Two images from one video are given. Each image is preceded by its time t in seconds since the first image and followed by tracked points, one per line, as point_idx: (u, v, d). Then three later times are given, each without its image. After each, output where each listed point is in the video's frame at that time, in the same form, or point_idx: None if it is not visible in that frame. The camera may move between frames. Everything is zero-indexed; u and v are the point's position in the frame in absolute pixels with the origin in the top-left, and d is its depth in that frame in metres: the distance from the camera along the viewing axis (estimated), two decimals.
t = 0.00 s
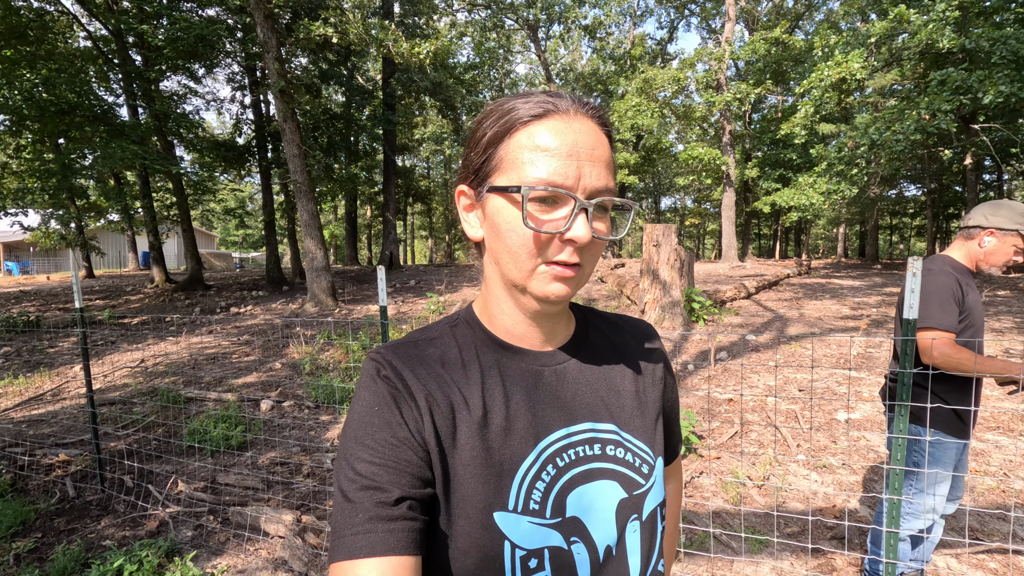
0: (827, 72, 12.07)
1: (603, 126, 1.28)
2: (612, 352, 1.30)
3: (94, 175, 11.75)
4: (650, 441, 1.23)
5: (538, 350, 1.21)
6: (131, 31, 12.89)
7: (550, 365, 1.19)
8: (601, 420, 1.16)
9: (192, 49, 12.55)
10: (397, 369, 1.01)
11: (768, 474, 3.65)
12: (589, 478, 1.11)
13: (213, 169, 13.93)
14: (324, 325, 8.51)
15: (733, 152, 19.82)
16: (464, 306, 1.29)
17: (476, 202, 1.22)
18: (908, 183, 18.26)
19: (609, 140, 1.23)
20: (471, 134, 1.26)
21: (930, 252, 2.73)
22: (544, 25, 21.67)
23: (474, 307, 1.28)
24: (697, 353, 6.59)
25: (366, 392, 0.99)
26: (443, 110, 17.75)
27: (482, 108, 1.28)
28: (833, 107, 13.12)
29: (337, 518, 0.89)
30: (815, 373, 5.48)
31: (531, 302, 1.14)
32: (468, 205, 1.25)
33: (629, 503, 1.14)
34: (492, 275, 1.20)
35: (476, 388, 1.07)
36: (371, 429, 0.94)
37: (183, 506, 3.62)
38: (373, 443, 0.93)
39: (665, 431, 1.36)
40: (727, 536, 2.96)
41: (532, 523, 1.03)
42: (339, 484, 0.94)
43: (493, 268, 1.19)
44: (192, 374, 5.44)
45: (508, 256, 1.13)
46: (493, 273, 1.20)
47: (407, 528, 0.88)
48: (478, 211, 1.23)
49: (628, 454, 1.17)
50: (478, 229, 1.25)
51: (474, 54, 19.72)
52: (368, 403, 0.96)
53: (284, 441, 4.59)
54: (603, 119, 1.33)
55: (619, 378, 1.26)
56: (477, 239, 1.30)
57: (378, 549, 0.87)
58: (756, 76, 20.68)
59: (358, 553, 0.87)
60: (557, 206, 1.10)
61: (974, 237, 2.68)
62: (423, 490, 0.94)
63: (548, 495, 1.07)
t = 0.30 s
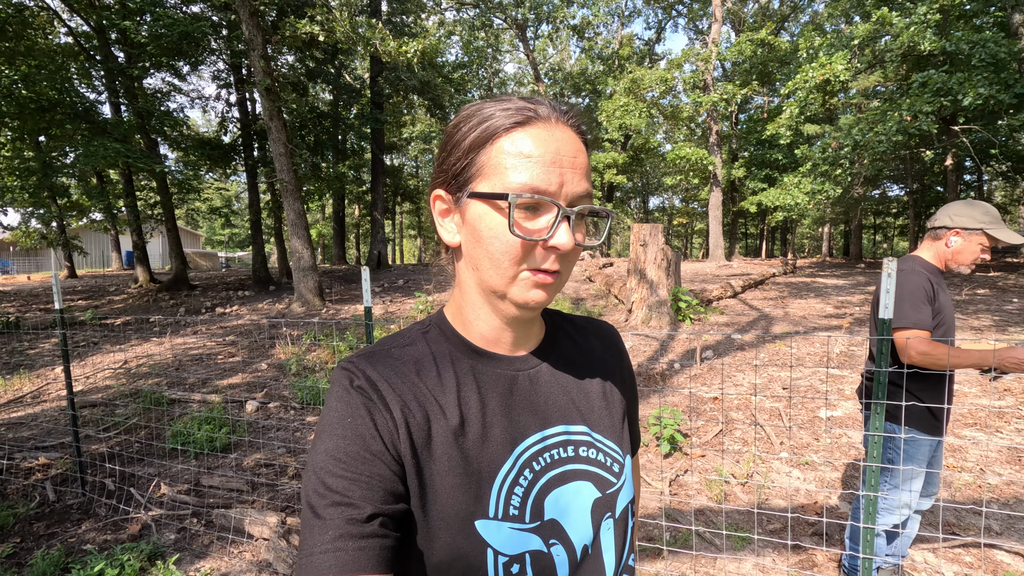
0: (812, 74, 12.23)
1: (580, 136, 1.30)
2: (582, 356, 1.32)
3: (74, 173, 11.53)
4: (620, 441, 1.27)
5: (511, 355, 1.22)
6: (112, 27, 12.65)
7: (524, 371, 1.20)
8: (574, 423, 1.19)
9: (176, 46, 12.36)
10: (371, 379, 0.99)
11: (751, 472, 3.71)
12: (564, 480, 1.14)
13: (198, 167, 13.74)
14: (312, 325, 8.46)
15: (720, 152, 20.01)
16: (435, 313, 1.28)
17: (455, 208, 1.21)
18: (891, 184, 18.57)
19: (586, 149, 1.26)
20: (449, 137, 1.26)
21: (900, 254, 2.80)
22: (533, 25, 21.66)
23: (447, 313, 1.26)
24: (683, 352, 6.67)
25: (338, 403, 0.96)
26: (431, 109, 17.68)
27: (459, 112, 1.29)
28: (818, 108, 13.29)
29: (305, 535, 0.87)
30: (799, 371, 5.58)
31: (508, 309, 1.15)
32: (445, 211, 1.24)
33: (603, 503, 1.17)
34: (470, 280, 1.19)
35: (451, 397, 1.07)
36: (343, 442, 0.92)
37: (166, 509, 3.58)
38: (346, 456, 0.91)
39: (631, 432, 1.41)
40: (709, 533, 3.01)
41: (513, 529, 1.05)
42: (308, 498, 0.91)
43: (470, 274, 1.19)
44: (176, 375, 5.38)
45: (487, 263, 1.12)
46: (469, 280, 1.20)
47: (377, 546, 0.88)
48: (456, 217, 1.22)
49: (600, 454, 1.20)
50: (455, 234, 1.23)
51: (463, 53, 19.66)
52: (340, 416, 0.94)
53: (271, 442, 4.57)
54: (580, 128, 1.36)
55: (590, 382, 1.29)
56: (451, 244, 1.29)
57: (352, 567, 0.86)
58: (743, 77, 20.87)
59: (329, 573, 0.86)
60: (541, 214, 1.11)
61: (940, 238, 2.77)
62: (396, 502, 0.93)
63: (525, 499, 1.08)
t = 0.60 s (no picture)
0: (797, 74, 12.37)
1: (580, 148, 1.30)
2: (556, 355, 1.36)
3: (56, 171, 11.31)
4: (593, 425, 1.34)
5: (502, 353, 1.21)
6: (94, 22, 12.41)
7: (516, 369, 1.20)
8: (558, 414, 1.23)
9: (161, 42, 12.17)
10: (379, 383, 0.92)
11: (737, 467, 3.77)
12: (558, 466, 1.17)
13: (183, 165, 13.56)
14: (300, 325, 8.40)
15: (707, 151, 20.17)
16: (425, 312, 1.20)
17: (465, 210, 1.13)
18: (874, 183, 18.88)
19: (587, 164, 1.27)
20: (456, 136, 1.18)
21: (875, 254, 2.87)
22: (521, 23, 21.63)
23: (439, 312, 1.20)
24: (671, 350, 6.73)
25: (344, 410, 0.87)
26: (420, 108, 17.63)
27: (468, 111, 1.21)
28: (803, 108, 13.46)
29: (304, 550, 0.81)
30: (784, 368, 5.67)
31: (513, 312, 1.13)
32: (452, 210, 1.14)
33: (590, 485, 1.22)
34: (471, 282, 1.14)
35: (457, 399, 1.03)
36: (353, 452, 0.84)
37: (154, 510, 3.55)
38: (357, 467, 0.84)
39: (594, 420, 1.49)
40: (697, 527, 3.06)
41: (524, 518, 1.05)
42: (308, 509, 0.84)
43: (476, 275, 1.12)
44: (162, 375, 5.32)
45: (500, 265, 1.08)
46: (473, 281, 1.14)
47: (381, 560, 0.83)
48: (465, 219, 1.13)
49: (580, 439, 1.25)
50: (460, 232, 1.14)
51: (451, 51, 19.59)
52: (347, 424, 0.86)
53: (260, 442, 4.54)
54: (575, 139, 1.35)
55: (565, 378, 1.34)
56: (449, 243, 1.20)
57: None
58: (730, 77, 21.04)
59: None
60: (560, 224, 1.07)
61: (913, 237, 2.85)
62: (402, 513, 0.88)
63: (531, 490, 1.09)
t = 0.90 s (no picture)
0: (782, 74, 12.52)
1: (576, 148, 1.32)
2: (539, 349, 1.38)
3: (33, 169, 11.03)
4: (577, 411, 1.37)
5: (500, 347, 1.21)
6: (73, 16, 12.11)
7: (514, 362, 1.20)
8: (552, 404, 1.24)
9: (143, 37, 11.93)
10: (394, 381, 0.91)
11: (724, 462, 3.83)
12: (553, 454, 1.18)
13: (166, 163, 13.34)
14: (286, 324, 8.30)
15: (693, 150, 20.32)
16: (424, 307, 1.17)
17: (476, 210, 1.10)
18: (856, 183, 19.21)
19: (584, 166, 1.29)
20: (463, 133, 1.15)
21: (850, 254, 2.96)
22: (508, 21, 21.57)
23: (439, 307, 1.18)
24: (658, 347, 6.80)
25: (361, 408, 0.86)
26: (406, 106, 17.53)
27: (475, 109, 1.18)
28: (786, 107, 13.61)
29: (321, 550, 0.80)
30: (770, 364, 5.76)
31: (519, 309, 1.14)
32: (462, 209, 1.11)
33: (581, 469, 1.25)
34: (476, 278, 1.13)
35: (466, 394, 1.03)
36: (372, 449, 0.84)
37: (141, 511, 3.51)
38: (375, 465, 0.83)
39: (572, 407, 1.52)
40: (685, 521, 3.11)
41: (533, 503, 1.07)
42: (324, 505, 0.83)
43: (483, 272, 1.11)
44: (147, 375, 5.25)
45: (512, 264, 1.08)
46: (480, 278, 1.12)
47: (399, 556, 0.83)
48: (476, 218, 1.10)
49: (571, 427, 1.27)
50: (466, 231, 1.12)
51: (438, 49, 19.49)
52: (365, 422, 0.85)
53: (247, 442, 4.51)
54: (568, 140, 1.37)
55: (552, 372, 1.36)
56: (454, 240, 1.17)
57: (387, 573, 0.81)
58: (715, 77, 21.21)
59: None
60: (570, 225, 1.09)
61: (885, 235, 2.94)
62: (419, 508, 0.88)
63: (535, 477, 1.10)
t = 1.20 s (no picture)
0: (767, 73, 12.63)
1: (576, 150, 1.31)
2: (534, 349, 1.36)
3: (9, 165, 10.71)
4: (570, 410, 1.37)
5: (497, 347, 1.20)
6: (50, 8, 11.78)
7: (510, 361, 1.19)
8: (546, 404, 1.24)
9: (123, 31, 11.67)
10: (393, 381, 0.90)
11: (713, 457, 3.87)
12: (548, 454, 1.17)
13: (149, 160, 13.08)
14: (272, 323, 8.20)
15: (680, 149, 20.46)
16: (421, 305, 1.15)
17: (478, 209, 1.09)
18: (839, 182, 19.50)
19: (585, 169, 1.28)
20: (466, 131, 1.13)
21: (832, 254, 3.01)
22: (495, 19, 21.49)
23: (436, 306, 1.16)
24: (647, 344, 6.85)
25: (360, 408, 0.85)
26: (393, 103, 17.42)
27: (478, 107, 1.16)
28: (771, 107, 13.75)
29: (321, 550, 0.78)
30: (756, 361, 5.83)
31: (518, 309, 1.13)
32: (465, 208, 1.09)
33: (575, 468, 1.24)
34: (475, 278, 1.12)
35: (464, 394, 1.02)
36: (372, 450, 0.83)
37: (127, 513, 3.44)
38: (375, 465, 0.82)
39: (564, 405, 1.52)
40: (675, 517, 3.13)
41: (529, 502, 1.07)
42: (323, 507, 0.82)
43: (484, 272, 1.10)
44: (131, 375, 5.15)
45: (513, 264, 1.07)
46: (480, 278, 1.11)
47: (399, 557, 0.82)
48: (478, 217, 1.09)
49: (565, 426, 1.27)
50: (467, 231, 1.10)
51: (425, 46, 19.37)
52: (365, 421, 0.84)
53: (235, 443, 4.45)
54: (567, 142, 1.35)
55: (548, 371, 1.36)
56: (453, 239, 1.16)
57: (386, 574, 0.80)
58: (701, 76, 21.36)
59: None
60: (571, 228, 1.08)
61: (865, 233, 3.00)
62: (417, 509, 0.87)
63: (531, 476, 1.09)
